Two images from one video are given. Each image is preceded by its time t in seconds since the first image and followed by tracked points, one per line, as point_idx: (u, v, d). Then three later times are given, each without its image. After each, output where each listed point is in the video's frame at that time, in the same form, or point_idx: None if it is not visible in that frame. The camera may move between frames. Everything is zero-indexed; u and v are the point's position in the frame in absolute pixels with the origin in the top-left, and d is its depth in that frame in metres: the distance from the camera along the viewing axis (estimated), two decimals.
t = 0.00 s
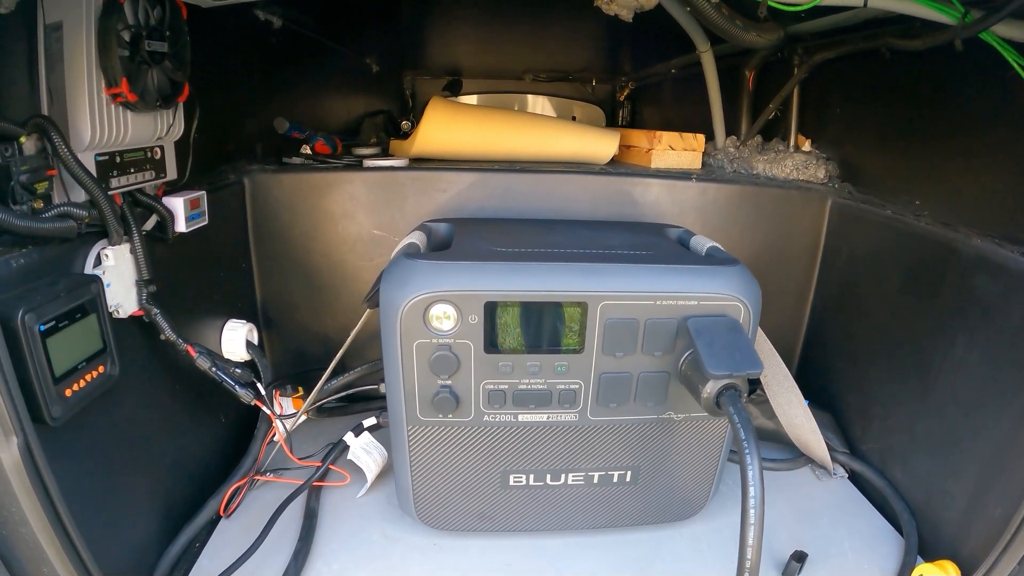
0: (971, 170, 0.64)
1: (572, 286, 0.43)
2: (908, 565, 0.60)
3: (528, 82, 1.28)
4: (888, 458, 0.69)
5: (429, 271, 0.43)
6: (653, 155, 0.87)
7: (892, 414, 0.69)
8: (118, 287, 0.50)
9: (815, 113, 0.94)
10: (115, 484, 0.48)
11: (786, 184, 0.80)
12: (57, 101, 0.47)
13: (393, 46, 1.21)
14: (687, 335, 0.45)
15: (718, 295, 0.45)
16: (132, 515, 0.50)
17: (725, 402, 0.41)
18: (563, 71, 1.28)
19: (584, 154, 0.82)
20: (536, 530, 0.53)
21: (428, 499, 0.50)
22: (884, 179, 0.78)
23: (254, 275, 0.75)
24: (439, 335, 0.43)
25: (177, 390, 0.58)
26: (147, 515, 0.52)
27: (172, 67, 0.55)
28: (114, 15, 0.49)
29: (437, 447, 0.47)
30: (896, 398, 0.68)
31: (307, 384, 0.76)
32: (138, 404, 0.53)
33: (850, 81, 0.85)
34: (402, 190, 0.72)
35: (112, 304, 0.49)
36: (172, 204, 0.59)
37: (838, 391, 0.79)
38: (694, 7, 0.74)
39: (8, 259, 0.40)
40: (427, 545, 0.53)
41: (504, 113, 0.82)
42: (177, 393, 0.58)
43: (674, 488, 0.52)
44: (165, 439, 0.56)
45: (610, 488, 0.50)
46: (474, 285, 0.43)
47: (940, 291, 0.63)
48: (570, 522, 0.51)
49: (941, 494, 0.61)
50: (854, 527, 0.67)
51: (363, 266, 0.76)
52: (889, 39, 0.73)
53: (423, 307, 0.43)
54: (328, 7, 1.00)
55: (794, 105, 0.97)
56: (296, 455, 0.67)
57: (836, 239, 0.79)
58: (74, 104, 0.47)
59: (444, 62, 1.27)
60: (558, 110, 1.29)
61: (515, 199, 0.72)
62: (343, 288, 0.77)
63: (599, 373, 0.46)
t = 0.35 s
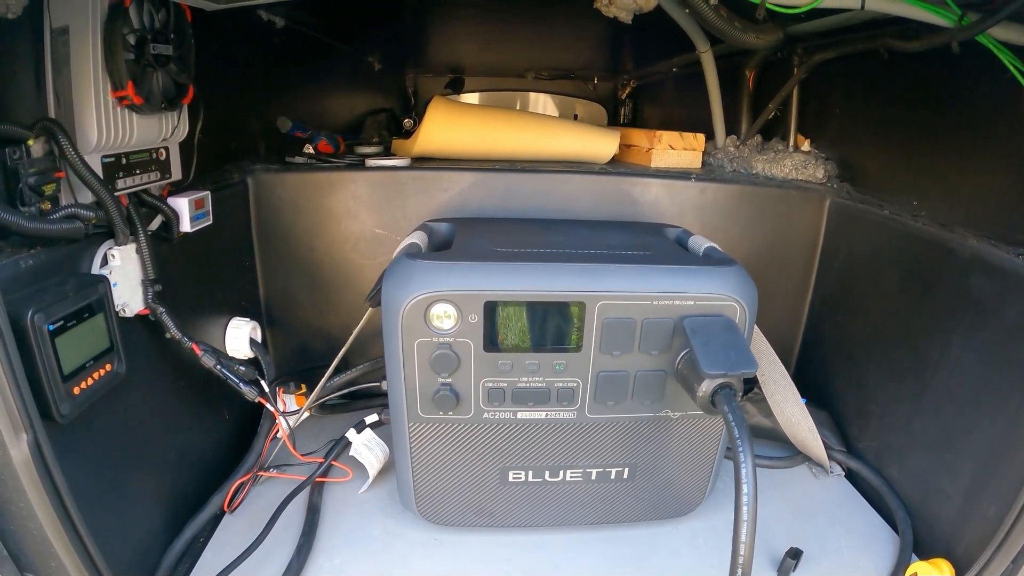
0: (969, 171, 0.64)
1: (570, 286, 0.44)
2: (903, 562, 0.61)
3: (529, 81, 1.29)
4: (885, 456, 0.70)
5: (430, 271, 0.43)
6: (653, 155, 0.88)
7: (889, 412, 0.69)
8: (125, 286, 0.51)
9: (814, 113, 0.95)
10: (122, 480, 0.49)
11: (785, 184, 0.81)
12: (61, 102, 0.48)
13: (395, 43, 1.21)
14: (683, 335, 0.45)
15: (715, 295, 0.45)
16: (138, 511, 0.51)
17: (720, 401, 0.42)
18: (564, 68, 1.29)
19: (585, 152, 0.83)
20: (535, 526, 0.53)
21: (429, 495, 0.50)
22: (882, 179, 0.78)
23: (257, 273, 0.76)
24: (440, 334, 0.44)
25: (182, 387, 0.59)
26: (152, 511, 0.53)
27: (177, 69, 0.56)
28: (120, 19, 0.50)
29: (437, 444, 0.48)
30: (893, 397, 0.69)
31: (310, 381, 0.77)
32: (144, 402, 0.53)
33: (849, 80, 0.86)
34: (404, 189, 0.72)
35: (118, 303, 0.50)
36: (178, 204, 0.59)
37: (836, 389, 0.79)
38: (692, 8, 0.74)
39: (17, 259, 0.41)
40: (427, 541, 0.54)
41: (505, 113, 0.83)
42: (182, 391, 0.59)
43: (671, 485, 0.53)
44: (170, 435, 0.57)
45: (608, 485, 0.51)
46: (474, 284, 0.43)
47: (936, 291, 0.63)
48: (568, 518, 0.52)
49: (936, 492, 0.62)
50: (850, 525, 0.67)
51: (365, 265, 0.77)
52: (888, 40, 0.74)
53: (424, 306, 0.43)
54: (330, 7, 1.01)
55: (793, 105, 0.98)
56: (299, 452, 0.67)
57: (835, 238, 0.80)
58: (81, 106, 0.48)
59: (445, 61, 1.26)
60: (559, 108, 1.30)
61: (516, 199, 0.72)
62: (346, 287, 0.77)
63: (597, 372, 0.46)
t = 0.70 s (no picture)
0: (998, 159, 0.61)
1: (585, 275, 0.41)
2: (927, 569, 0.57)
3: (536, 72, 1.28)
4: (906, 456, 0.67)
5: (434, 258, 0.40)
6: (665, 143, 0.85)
7: (911, 410, 0.66)
8: (109, 275, 0.48)
9: (830, 99, 0.91)
10: (104, 479, 0.46)
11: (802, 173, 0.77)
12: (42, 77, 0.45)
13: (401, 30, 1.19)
14: (706, 328, 0.42)
15: (740, 285, 0.42)
16: (122, 512, 0.48)
17: (747, 399, 0.39)
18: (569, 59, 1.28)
19: (597, 142, 0.79)
20: (545, 531, 0.50)
21: (432, 498, 0.47)
22: (904, 167, 0.75)
23: (254, 263, 0.73)
24: (445, 326, 0.41)
25: (171, 381, 0.56)
26: (138, 512, 0.51)
27: (168, 47, 0.53)
28: None
29: (441, 444, 0.45)
30: (915, 395, 0.65)
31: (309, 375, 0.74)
32: (130, 397, 0.51)
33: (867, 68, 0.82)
34: (406, 176, 0.69)
35: (101, 292, 0.47)
36: (168, 189, 0.57)
37: (855, 386, 0.76)
38: None
39: None
40: (430, 545, 0.51)
41: (512, 98, 0.79)
42: (171, 385, 0.56)
43: (689, 488, 0.50)
44: (159, 432, 0.54)
45: (623, 487, 0.48)
46: (482, 272, 0.40)
47: (965, 285, 0.60)
48: (580, 522, 0.49)
49: (963, 496, 0.59)
50: (871, 529, 0.64)
51: (367, 255, 0.74)
52: (911, 22, 0.70)
53: (428, 296, 0.40)
54: None
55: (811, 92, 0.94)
56: (295, 450, 0.64)
57: (855, 230, 0.76)
58: (63, 81, 0.45)
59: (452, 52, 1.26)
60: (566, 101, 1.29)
61: (523, 186, 0.69)
62: (347, 278, 0.74)
63: (613, 368, 0.43)
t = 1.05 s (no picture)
0: None
1: (607, 243, 0.34)
2: None
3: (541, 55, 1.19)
4: (953, 457, 0.60)
5: (424, 222, 0.34)
6: (682, 117, 0.76)
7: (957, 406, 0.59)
8: (53, 246, 0.41)
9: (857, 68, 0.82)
10: (40, 480, 0.40)
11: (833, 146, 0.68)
12: None
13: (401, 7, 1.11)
14: (750, 308, 0.35)
15: (788, 258, 0.36)
16: (63, 518, 0.42)
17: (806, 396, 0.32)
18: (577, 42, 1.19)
19: (614, 112, 0.71)
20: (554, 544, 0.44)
21: (423, 508, 0.41)
22: (942, 138, 0.66)
23: (233, 242, 0.66)
24: (438, 304, 0.35)
25: (132, 369, 0.50)
26: (85, 519, 0.44)
27: None
28: None
29: (434, 446, 0.38)
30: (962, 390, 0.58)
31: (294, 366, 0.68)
32: (78, 387, 0.44)
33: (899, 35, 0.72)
34: (400, 144, 0.62)
35: (44, 266, 0.41)
36: (128, 151, 0.50)
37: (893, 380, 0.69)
38: None
39: None
40: (421, 560, 0.44)
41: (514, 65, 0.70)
42: (132, 375, 0.50)
43: (720, 496, 0.43)
44: (116, 427, 0.48)
45: (645, 496, 0.41)
46: (483, 239, 0.34)
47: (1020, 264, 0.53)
48: (594, 535, 0.43)
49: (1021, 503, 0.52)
50: (915, 538, 0.57)
51: (357, 233, 0.67)
52: None
53: (417, 267, 0.34)
54: None
55: (839, 62, 0.82)
56: (270, 450, 0.58)
57: (888, 206, 0.68)
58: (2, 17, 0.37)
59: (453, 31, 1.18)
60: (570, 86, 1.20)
61: (530, 155, 0.62)
62: (336, 259, 0.67)
63: (640, 354, 0.37)
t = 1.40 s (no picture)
0: None
1: (615, 230, 0.31)
2: None
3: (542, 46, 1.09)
4: (970, 461, 0.57)
5: (415, 207, 0.31)
6: (690, 105, 0.73)
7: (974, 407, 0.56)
8: (22, 235, 0.38)
9: (871, 54, 0.77)
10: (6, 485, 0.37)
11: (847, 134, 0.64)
12: None
13: None
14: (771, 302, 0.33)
15: (811, 249, 0.33)
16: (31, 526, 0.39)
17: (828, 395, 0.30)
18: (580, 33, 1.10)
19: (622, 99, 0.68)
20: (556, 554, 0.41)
21: (414, 517, 0.38)
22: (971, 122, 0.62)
23: (221, 233, 0.63)
24: (429, 297, 0.32)
25: (110, 367, 0.47)
26: (58, 526, 0.41)
27: None
28: None
29: (427, 452, 0.36)
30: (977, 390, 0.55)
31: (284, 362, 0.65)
32: (51, 386, 0.41)
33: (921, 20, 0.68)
34: (395, 130, 0.59)
35: (12, 256, 0.38)
36: (105, 136, 0.47)
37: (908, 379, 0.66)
38: None
39: None
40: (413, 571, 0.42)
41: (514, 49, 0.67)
42: (109, 372, 0.47)
43: (731, 504, 0.40)
44: (93, 427, 0.45)
45: (653, 504, 0.39)
46: (479, 226, 0.31)
47: None
48: (598, 546, 0.40)
49: None
50: (932, 545, 0.54)
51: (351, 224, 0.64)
52: None
53: (407, 256, 0.31)
54: None
55: (851, 50, 0.78)
56: (254, 453, 0.55)
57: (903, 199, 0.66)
58: None
59: (452, 23, 1.07)
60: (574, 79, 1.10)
61: (531, 141, 0.59)
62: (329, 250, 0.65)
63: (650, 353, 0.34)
